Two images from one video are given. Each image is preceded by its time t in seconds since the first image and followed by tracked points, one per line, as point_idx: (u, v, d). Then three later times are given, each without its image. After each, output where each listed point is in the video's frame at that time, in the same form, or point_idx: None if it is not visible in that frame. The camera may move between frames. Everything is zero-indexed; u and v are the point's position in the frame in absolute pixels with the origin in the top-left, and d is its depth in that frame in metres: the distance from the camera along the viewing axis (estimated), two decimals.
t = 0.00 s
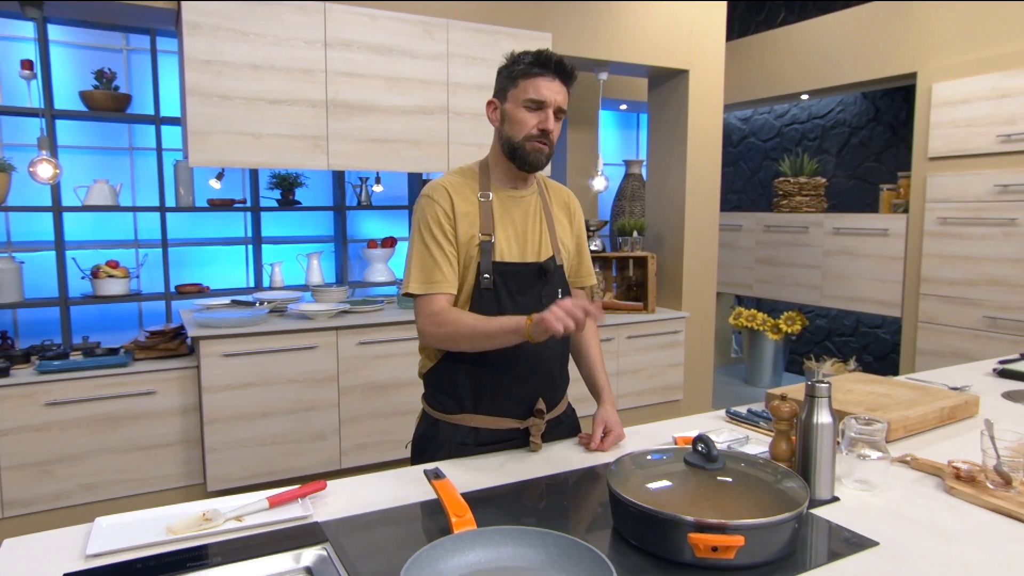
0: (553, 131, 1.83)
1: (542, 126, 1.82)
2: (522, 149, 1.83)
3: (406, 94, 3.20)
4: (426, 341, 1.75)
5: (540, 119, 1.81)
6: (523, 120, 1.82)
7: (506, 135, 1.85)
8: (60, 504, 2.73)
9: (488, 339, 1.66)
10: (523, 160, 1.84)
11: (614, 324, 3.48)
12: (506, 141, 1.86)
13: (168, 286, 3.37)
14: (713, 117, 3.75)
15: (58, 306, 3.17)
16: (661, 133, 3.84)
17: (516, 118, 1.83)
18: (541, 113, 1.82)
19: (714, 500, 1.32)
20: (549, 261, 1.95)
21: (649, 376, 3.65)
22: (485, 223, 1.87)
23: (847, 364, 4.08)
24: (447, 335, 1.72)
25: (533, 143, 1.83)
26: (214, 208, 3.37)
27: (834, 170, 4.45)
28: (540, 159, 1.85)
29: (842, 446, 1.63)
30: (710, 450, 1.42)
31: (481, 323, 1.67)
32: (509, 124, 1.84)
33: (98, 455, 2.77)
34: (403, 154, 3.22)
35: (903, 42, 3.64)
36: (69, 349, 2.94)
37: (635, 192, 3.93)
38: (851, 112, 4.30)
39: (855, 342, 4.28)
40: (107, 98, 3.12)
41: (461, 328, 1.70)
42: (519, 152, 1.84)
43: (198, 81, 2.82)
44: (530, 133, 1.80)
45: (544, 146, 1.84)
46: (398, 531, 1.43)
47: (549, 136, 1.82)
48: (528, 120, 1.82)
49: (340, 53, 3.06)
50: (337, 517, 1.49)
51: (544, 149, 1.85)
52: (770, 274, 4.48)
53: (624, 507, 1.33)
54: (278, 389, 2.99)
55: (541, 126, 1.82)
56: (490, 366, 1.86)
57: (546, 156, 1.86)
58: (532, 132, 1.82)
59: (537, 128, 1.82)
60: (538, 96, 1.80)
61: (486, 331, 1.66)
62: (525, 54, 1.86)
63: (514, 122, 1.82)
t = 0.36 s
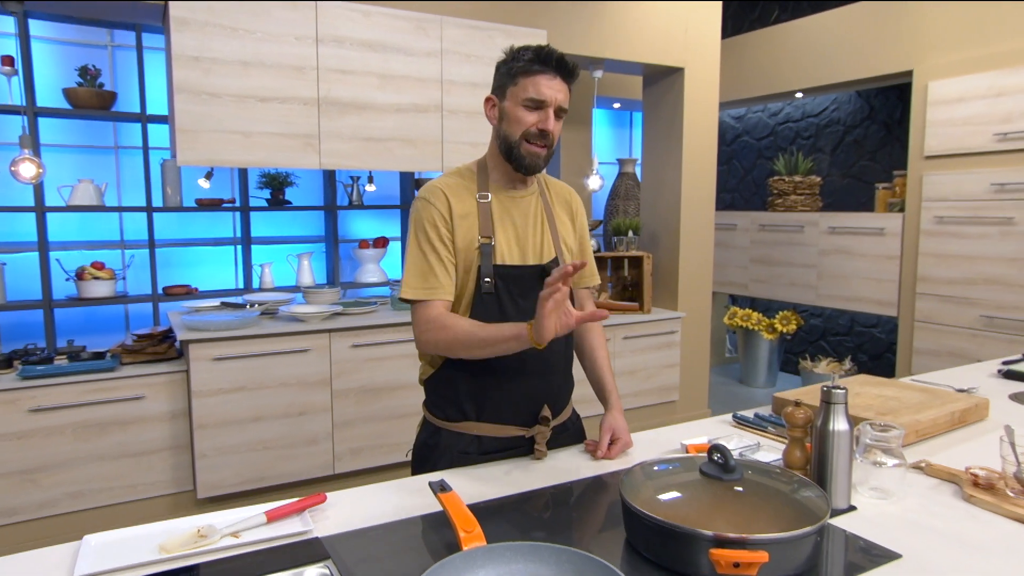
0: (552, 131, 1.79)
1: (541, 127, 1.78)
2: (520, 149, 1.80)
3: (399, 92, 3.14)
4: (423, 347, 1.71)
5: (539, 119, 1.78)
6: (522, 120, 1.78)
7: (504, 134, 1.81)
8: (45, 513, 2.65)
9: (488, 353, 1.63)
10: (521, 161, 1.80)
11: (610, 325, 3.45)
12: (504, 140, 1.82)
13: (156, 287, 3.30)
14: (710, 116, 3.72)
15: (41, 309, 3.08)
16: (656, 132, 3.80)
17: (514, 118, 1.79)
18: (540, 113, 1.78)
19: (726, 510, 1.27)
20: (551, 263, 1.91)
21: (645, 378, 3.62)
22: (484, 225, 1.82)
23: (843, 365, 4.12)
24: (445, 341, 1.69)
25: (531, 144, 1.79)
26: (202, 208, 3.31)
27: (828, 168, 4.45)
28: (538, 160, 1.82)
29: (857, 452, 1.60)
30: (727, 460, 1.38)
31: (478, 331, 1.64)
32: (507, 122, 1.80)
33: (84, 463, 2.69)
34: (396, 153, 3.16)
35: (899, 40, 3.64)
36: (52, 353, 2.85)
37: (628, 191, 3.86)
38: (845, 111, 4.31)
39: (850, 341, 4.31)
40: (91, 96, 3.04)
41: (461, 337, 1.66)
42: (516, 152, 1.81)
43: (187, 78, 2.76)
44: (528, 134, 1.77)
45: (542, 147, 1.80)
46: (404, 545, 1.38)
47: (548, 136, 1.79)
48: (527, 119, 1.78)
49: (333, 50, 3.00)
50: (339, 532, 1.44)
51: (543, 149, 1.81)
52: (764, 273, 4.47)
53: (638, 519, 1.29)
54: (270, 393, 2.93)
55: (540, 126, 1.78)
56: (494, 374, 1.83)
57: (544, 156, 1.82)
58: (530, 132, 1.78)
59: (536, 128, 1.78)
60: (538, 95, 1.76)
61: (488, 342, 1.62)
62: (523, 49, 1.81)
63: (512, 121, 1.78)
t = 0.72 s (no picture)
0: (554, 132, 1.73)
1: (542, 128, 1.73)
2: (520, 151, 1.74)
3: (397, 91, 3.07)
4: (422, 357, 1.66)
5: (540, 120, 1.72)
6: (523, 120, 1.72)
7: (503, 135, 1.76)
8: (35, 522, 2.58)
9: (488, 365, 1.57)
10: (520, 163, 1.75)
11: (613, 328, 3.40)
12: (503, 141, 1.76)
13: (150, 290, 3.24)
14: (714, 115, 3.65)
15: (32, 312, 3.02)
16: (658, 131, 3.73)
17: (515, 118, 1.73)
18: (541, 113, 1.72)
19: (734, 525, 1.20)
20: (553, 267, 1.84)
21: (648, 381, 3.57)
22: (484, 228, 1.77)
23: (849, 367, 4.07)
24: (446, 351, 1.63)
25: (531, 145, 1.74)
26: (197, 209, 3.25)
27: (834, 168, 4.39)
28: (539, 162, 1.77)
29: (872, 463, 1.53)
30: (739, 474, 1.30)
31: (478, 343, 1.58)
32: (507, 123, 1.74)
33: (76, 470, 2.63)
34: (394, 153, 3.10)
35: (906, 37, 3.58)
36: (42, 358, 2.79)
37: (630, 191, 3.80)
38: (851, 109, 4.25)
39: (856, 343, 4.27)
40: (82, 95, 2.98)
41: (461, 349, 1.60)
42: (516, 154, 1.75)
43: (180, 76, 2.70)
44: (528, 136, 1.71)
45: (543, 149, 1.75)
46: (402, 563, 1.31)
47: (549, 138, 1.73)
48: (527, 120, 1.72)
49: (329, 48, 2.94)
50: (335, 549, 1.38)
51: (544, 150, 1.76)
52: (769, 274, 4.41)
53: (645, 536, 1.23)
54: (266, 399, 2.87)
55: (541, 127, 1.72)
56: (495, 383, 1.77)
57: (545, 158, 1.76)
58: (531, 133, 1.72)
59: (537, 129, 1.73)
60: (539, 95, 1.70)
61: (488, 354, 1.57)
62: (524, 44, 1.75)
63: (512, 121, 1.72)
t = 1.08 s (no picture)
0: (553, 133, 1.66)
1: (541, 128, 1.66)
2: (517, 151, 1.68)
3: (404, 91, 3.02)
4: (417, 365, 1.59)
5: (539, 120, 1.65)
6: (521, 120, 1.66)
7: (502, 134, 1.69)
8: (35, 528, 2.55)
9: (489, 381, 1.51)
10: (518, 164, 1.68)
11: (624, 333, 3.34)
12: (501, 141, 1.71)
13: (155, 294, 3.21)
14: (730, 115, 3.56)
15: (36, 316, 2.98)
16: (672, 131, 3.65)
17: (513, 117, 1.67)
18: (541, 113, 1.66)
19: (743, 548, 1.11)
20: (557, 273, 1.77)
21: (660, 388, 3.50)
22: (485, 231, 1.70)
23: (870, 374, 3.96)
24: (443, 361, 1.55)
25: (530, 146, 1.67)
26: (202, 211, 3.22)
27: (855, 169, 4.28)
28: (538, 164, 1.70)
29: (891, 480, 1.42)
30: (748, 494, 1.20)
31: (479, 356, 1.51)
32: (505, 122, 1.68)
33: (77, 476, 2.59)
34: (400, 153, 3.04)
35: (930, 33, 3.47)
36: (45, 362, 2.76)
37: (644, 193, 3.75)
38: (872, 108, 4.14)
39: (878, 349, 4.16)
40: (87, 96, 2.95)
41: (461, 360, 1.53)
42: (513, 154, 1.69)
43: (183, 76, 2.67)
44: (526, 137, 1.64)
45: (542, 150, 1.68)
46: None
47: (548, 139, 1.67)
48: (526, 120, 1.66)
49: (335, 47, 2.89)
50: (324, 567, 1.32)
51: (543, 152, 1.69)
52: (787, 278, 4.31)
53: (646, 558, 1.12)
54: (270, 404, 2.83)
55: (540, 128, 1.66)
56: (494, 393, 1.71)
57: (545, 159, 1.70)
58: (529, 134, 1.66)
59: (536, 129, 1.66)
60: (538, 93, 1.63)
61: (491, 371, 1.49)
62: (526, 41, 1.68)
63: (510, 120, 1.66)
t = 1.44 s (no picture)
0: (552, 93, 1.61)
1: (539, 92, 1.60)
2: (518, 119, 1.60)
3: (419, 89, 2.97)
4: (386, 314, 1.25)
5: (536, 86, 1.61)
6: (518, 90, 1.62)
7: (501, 111, 1.64)
8: (47, 531, 2.54)
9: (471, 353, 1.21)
10: (517, 132, 1.59)
11: (646, 337, 3.26)
12: (501, 120, 1.64)
13: (173, 295, 3.20)
14: (759, 112, 3.44)
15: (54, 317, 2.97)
16: (697, 129, 3.55)
17: (511, 89, 1.62)
18: (536, 79, 1.62)
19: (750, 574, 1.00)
20: (564, 277, 1.67)
21: (684, 395, 3.42)
22: (490, 232, 1.60)
23: (907, 382, 3.81)
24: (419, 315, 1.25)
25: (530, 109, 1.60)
26: (220, 212, 3.20)
27: (892, 167, 4.13)
28: (539, 134, 1.60)
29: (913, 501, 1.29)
30: (752, 516, 1.09)
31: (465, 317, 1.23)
32: (504, 98, 1.63)
33: (89, 479, 2.58)
34: (415, 153, 3.00)
35: (970, 25, 3.31)
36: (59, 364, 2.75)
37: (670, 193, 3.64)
38: (911, 103, 3.98)
39: (916, 355, 4.00)
40: (104, 96, 2.96)
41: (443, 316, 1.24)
42: (512, 126, 1.61)
43: (195, 76, 2.65)
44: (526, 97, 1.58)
45: (544, 113, 1.61)
46: None
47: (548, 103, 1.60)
48: (523, 87, 1.62)
49: (348, 45, 2.86)
50: None
51: (546, 116, 1.61)
52: (819, 281, 4.16)
53: None
54: (282, 409, 2.80)
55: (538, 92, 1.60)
56: (496, 401, 1.65)
57: (548, 125, 1.61)
58: (528, 100, 1.60)
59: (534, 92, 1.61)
60: (533, 60, 1.62)
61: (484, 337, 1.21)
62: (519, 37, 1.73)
63: (507, 92, 1.62)
